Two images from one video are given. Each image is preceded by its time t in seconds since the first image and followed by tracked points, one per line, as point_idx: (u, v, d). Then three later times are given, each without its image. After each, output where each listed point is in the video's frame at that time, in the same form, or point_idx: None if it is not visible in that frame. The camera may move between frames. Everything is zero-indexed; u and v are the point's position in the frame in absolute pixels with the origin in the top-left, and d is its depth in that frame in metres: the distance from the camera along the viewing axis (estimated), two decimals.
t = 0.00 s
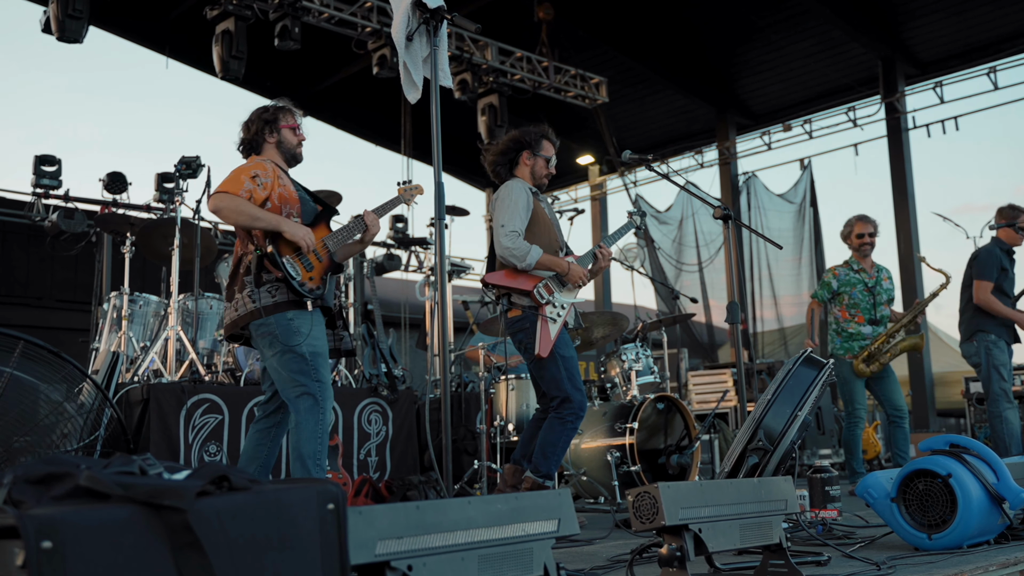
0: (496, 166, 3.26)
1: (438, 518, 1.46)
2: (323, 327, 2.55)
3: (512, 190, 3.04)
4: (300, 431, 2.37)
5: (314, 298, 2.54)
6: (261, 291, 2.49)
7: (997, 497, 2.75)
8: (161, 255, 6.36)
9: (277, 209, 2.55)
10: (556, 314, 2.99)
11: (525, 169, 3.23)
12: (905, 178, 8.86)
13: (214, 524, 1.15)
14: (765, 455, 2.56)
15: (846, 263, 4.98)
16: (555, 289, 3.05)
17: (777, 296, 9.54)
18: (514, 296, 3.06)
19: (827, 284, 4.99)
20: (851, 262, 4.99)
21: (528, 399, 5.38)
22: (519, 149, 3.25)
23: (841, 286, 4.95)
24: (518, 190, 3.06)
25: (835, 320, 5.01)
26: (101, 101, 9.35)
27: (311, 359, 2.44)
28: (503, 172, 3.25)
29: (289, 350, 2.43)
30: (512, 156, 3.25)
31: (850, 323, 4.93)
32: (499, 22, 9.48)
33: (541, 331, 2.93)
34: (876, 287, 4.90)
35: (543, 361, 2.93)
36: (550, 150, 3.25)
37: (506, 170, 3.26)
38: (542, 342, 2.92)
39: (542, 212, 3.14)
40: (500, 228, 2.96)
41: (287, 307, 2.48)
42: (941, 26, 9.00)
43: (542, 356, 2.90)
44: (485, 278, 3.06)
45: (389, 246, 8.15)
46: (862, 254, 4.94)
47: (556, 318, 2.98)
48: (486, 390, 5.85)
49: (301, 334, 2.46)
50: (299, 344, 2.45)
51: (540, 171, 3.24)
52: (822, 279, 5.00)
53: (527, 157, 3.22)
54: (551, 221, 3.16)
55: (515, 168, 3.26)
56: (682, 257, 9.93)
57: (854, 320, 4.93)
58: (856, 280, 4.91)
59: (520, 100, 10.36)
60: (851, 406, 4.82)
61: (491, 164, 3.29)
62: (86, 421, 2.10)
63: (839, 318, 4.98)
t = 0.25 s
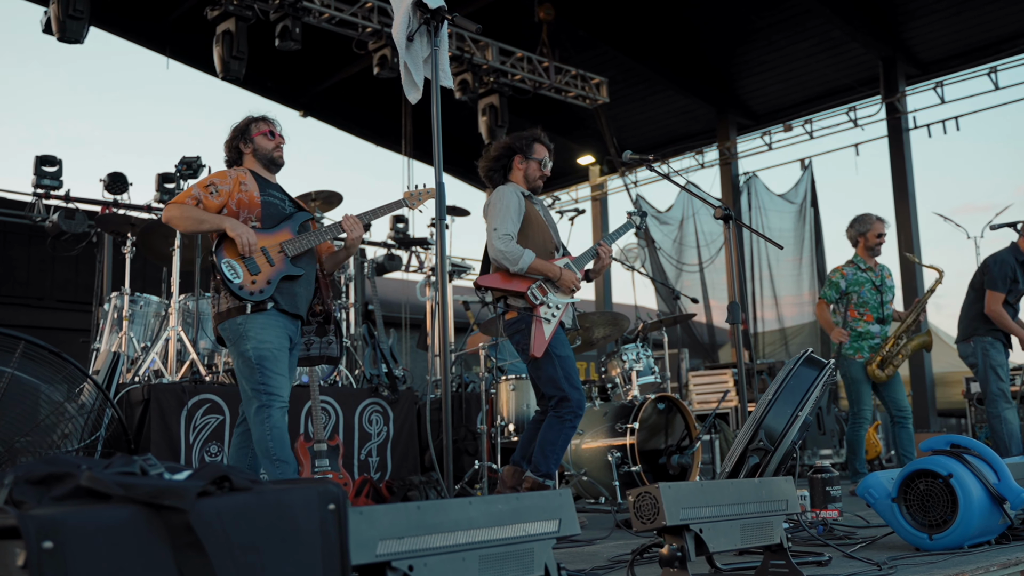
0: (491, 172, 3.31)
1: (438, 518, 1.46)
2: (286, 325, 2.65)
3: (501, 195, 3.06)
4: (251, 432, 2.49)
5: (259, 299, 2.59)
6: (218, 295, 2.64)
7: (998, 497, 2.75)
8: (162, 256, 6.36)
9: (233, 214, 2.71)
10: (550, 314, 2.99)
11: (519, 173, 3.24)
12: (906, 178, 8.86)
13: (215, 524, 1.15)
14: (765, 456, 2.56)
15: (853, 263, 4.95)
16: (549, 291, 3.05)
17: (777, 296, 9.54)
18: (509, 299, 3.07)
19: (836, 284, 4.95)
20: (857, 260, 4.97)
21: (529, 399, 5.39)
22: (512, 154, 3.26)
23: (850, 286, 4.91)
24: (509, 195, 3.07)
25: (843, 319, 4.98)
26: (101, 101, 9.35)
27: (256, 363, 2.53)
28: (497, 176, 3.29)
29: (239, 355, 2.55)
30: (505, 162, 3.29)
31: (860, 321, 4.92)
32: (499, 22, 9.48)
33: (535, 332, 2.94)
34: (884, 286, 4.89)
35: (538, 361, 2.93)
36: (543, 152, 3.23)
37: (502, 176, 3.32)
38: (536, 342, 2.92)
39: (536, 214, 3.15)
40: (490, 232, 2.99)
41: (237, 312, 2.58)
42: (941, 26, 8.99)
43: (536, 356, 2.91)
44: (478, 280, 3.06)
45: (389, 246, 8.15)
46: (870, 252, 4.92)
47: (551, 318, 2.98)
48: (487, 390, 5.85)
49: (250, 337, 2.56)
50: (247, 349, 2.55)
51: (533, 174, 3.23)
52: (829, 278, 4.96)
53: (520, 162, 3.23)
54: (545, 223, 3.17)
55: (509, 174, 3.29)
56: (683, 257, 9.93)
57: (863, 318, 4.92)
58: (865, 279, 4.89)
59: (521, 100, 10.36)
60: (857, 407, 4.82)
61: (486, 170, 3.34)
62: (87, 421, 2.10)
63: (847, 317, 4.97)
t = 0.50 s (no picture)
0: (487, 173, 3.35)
1: (439, 519, 1.46)
2: (249, 322, 2.61)
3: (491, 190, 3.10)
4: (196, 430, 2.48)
5: (212, 296, 2.60)
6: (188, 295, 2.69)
7: (999, 497, 2.75)
8: (162, 256, 6.36)
9: (201, 216, 2.75)
10: (543, 309, 3.00)
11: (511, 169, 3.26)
12: (907, 178, 8.86)
13: (215, 524, 1.15)
14: (766, 456, 2.56)
15: (866, 261, 4.94)
16: (543, 285, 3.03)
17: (778, 296, 9.54)
18: (505, 294, 3.05)
19: (851, 282, 4.93)
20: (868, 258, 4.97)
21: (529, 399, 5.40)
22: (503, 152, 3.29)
23: (865, 284, 4.90)
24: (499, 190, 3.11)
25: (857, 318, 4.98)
26: (102, 101, 9.36)
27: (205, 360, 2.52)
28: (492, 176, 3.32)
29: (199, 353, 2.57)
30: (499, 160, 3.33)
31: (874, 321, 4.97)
32: (500, 22, 9.47)
33: (526, 326, 2.96)
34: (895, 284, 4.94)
35: (527, 355, 2.95)
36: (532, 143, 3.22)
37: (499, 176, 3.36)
38: (527, 336, 2.94)
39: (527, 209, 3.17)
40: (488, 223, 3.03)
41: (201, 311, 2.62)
42: (942, 27, 8.99)
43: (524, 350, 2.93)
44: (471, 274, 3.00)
45: (390, 246, 8.15)
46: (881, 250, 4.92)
47: (543, 313, 3.00)
48: (487, 390, 5.86)
49: (206, 335, 2.57)
50: (202, 347, 2.56)
51: (526, 166, 3.22)
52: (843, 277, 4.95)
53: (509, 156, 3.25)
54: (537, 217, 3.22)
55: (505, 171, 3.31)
56: (683, 257, 9.93)
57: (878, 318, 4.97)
58: (880, 277, 4.90)
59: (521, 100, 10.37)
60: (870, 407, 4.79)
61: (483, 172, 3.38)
62: (87, 422, 2.10)
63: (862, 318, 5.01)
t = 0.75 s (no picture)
0: (488, 171, 3.32)
1: (440, 519, 1.46)
2: (209, 324, 2.61)
3: (490, 188, 3.09)
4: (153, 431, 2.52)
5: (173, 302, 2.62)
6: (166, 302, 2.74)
7: (1000, 497, 2.75)
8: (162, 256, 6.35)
9: (173, 223, 2.78)
10: (538, 306, 2.99)
11: (513, 169, 3.25)
12: (907, 179, 8.86)
13: (216, 525, 1.15)
14: (767, 455, 2.56)
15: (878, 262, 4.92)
16: (538, 283, 3.05)
17: (778, 296, 9.54)
18: (501, 291, 3.06)
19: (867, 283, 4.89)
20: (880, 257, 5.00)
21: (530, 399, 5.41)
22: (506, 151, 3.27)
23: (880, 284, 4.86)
24: (498, 188, 3.10)
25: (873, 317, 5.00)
26: (103, 101, 9.36)
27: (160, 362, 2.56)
28: (492, 174, 3.30)
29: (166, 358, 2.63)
30: (501, 160, 3.30)
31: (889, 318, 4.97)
32: (500, 22, 9.47)
33: (519, 324, 2.95)
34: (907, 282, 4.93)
35: (520, 353, 2.94)
36: (536, 144, 3.23)
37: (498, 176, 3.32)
38: (520, 333, 2.93)
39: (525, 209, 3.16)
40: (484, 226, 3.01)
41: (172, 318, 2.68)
42: (942, 27, 8.99)
43: (518, 347, 2.92)
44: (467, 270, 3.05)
45: (390, 246, 8.15)
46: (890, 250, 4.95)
47: (537, 311, 2.98)
48: (488, 390, 5.86)
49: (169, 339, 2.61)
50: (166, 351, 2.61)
51: (528, 167, 3.23)
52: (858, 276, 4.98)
53: (513, 156, 3.24)
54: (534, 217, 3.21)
55: (505, 172, 3.29)
56: (684, 257, 9.93)
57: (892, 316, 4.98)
58: (893, 274, 4.90)
59: (522, 101, 10.37)
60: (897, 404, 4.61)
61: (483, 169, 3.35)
62: (88, 422, 2.08)
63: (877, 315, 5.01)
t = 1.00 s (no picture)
0: (492, 175, 3.25)
1: (440, 519, 1.46)
2: (162, 328, 2.55)
3: (491, 193, 3.07)
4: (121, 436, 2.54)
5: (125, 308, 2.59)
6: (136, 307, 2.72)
7: (1001, 498, 2.75)
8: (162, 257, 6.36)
9: (132, 230, 2.74)
10: (537, 311, 2.99)
11: (521, 177, 3.23)
12: (908, 179, 8.86)
13: (216, 524, 1.15)
14: (768, 455, 2.56)
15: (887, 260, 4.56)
16: (537, 287, 3.05)
17: (779, 296, 9.54)
18: (498, 296, 3.09)
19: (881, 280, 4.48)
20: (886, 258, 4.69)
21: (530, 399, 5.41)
22: (514, 158, 3.24)
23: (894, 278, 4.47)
24: (500, 193, 3.08)
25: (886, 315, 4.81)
26: (103, 101, 9.36)
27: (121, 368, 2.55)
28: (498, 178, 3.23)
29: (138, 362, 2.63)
30: (508, 166, 3.24)
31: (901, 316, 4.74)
32: (501, 22, 9.46)
33: (519, 328, 2.95)
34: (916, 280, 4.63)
35: (520, 356, 2.94)
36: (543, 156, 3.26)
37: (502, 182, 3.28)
38: (519, 337, 2.93)
39: (527, 217, 3.13)
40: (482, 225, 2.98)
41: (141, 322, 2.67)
42: (942, 27, 8.99)
43: (519, 350, 2.91)
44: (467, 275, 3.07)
45: (390, 246, 8.14)
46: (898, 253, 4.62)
47: (537, 315, 2.98)
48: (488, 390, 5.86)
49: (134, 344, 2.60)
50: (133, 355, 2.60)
51: (536, 177, 3.24)
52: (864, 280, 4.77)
53: (523, 165, 3.22)
54: (534, 224, 3.15)
55: (510, 178, 3.25)
56: (684, 257, 9.93)
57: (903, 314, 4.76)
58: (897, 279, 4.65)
59: (522, 101, 10.37)
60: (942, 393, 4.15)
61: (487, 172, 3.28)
62: (88, 421, 1.99)
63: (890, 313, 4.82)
